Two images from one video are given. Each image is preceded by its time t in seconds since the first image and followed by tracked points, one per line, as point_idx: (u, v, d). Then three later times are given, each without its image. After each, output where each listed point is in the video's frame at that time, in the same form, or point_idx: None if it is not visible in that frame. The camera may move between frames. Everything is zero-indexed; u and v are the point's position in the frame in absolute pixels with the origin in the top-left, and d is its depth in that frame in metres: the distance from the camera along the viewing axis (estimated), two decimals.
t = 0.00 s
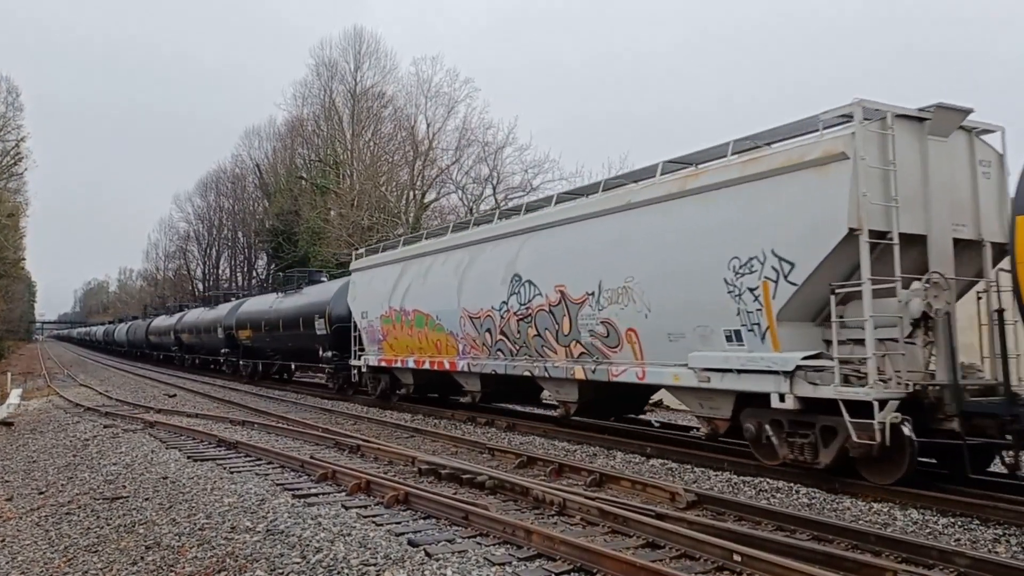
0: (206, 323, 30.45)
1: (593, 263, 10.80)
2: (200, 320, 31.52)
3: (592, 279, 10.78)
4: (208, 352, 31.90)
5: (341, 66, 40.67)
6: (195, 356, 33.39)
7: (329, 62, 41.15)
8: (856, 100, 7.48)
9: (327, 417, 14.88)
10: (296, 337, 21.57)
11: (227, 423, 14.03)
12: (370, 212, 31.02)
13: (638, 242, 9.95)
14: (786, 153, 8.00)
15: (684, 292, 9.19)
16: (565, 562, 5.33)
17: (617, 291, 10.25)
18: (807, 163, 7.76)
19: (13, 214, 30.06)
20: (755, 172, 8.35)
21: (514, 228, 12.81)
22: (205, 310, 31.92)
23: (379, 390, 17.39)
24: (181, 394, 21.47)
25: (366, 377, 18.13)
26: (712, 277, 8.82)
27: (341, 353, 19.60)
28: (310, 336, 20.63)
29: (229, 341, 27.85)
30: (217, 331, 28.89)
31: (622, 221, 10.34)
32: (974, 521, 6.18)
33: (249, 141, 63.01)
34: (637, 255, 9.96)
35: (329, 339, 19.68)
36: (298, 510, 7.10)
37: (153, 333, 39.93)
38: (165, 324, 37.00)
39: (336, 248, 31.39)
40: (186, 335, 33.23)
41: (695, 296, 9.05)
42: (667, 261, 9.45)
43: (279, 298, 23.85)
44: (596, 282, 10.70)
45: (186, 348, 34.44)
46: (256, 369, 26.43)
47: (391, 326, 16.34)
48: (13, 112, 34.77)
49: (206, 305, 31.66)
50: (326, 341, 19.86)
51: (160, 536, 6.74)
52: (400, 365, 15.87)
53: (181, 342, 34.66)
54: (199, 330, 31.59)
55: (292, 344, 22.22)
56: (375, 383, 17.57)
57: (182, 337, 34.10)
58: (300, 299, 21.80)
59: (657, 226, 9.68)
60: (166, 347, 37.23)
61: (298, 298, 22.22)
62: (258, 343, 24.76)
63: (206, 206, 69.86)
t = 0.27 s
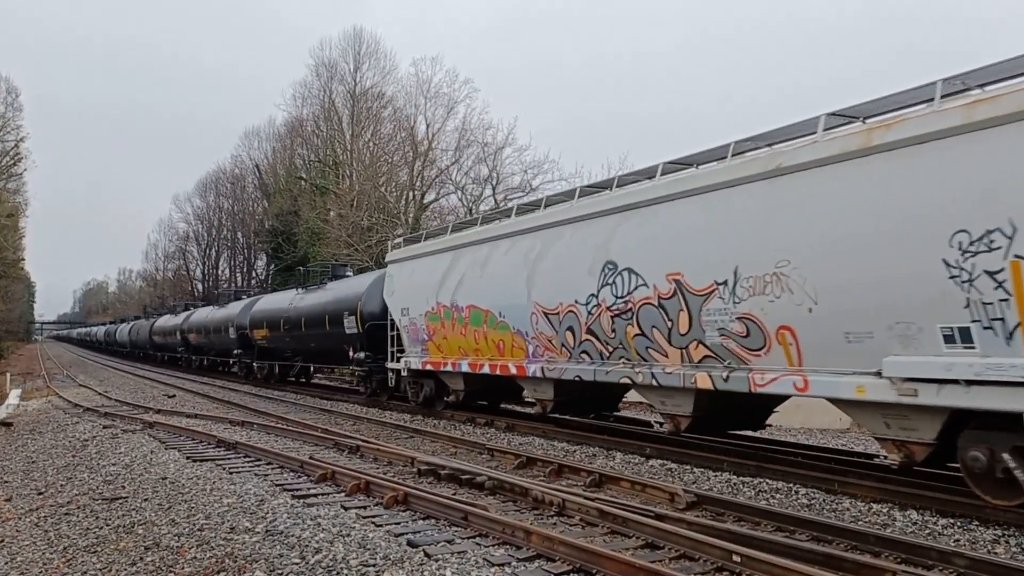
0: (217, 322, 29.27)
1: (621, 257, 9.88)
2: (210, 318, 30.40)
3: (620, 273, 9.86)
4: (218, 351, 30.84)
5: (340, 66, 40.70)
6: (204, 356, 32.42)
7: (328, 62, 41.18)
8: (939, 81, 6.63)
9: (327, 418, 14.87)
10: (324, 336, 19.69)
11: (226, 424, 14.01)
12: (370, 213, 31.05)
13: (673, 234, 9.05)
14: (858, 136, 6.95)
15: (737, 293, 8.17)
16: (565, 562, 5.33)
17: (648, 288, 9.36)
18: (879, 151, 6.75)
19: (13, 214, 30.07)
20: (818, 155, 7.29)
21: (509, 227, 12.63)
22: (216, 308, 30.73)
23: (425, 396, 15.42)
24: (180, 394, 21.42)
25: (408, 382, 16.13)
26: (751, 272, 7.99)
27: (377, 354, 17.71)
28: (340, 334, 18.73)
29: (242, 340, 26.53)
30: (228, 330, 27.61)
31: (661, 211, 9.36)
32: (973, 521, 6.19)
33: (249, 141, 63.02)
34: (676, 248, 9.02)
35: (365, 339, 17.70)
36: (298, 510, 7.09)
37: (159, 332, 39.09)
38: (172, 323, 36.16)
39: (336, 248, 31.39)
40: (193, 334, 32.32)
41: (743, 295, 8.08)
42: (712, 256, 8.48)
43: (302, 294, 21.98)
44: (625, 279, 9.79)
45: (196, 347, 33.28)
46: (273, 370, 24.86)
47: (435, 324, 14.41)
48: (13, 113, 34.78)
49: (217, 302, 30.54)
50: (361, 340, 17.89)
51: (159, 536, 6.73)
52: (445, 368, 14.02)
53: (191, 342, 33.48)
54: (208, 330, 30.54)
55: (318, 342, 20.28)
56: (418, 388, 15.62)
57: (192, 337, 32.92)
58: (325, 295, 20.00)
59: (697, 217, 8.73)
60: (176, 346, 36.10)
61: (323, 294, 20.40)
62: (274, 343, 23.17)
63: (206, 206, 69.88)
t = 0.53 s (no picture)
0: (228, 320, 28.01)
1: (629, 256, 9.67)
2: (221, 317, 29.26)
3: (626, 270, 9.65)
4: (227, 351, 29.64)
5: (340, 66, 40.70)
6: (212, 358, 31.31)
7: (327, 63, 41.17)
8: (941, 81, 6.65)
9: (327, 418, 14.83)
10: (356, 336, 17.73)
11: (226, 425, 13.99)
12: (369, 214, 31.02)
13: (684, 232, 8.86)
14: (893, 126, 6.66)
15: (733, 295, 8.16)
16: (564, 563, 5.33)
17: (656, 286, 9.15)
18: (899, 147, 6.61)
19: (12, 215, 30.05)
20: (852, 147, 7.01)
21: (504, 229, 12.62)
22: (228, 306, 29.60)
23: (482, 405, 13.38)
24: (179, 395, 21.36)
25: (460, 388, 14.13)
26: (760, 265, 7.86)
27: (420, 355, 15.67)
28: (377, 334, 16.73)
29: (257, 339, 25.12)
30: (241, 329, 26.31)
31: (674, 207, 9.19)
32: (973, 521, 6.18)
33: (249, 142, 63.00)
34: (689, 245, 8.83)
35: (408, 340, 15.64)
36: (297, 511, 7.08)
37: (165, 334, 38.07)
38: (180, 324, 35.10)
39: (335, 249, 31.36)
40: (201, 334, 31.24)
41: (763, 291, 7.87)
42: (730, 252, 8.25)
43: (327, 291, 20.10)
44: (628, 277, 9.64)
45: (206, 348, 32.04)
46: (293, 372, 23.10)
47: (497, 323, 12.43)
48: (13, 113, 34.77)
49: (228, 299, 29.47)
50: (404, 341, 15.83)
51: (158, 537, 6.72)
52: (508, 373, 12.06)
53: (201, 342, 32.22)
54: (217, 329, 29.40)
55: (349, 342, 18.25)
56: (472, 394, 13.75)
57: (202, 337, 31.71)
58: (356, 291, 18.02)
59: (713, 211, 8.53)
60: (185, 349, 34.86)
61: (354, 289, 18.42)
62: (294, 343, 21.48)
63: (205, 207, 69.83)
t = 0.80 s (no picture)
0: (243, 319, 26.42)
1: (629, 251, 9.52)
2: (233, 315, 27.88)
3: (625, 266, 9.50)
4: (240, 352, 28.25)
5: (340, 67, 40.71)
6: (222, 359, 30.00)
7: (327, 64, 41.19)
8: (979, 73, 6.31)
9: (326, 419, 14.81)
10: (393, 336, 15.97)
11: (225, 425, 13.97)
12: (369, 214, 31.02)
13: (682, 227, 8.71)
14: (894, 126, 6.48)
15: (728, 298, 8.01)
16: (564, 563, 5.32)
17: (655, 286, 8.99)
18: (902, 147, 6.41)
19: (12, 216, 30.04)
20: (852, 146, 6.81)
21: (506, 230, 12.56)
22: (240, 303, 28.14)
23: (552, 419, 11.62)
24: (179, 396, 21.33)
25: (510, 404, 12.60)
26: (756, 267, 7.69)
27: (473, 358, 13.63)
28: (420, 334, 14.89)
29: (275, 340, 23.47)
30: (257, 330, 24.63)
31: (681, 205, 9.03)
32: (972, 522, 6.18)
33: (249, 143, 63.03)
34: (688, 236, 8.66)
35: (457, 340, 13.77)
36: (296, 512, 7.07)
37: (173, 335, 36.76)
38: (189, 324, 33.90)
39: (335, 250, 31.33)
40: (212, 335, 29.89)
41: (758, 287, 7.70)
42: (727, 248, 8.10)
43: (359, 286, 18.29)
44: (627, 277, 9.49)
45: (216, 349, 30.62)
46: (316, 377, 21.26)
47: (583, 319, 10.31)
48: (13, 114, 34.76)
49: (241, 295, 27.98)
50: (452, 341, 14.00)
51: (157, 538, 6.71)
52: (597, 381, 9.98)
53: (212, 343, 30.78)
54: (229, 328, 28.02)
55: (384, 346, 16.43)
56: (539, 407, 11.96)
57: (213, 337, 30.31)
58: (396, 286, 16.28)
59: (710, 212, 8.35)
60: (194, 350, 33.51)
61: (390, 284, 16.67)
62: (318, 344, 19.82)
63: (205, 208, 69.82)
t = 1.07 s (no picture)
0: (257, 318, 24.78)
1: (636, 249, 9.55)
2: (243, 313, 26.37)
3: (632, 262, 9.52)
4: (251, 353, 26.72)
5: (339, 68, 40.70)
6: (231, 361, 28.44)
7: (326, 65, 41.20)
8: (952, 78, 6.46)
9: (326, 420, 14.78)
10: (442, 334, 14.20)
11: (224, 426, 13.95)
12: (368, 215, 31.01)
13: (688, 225, 8.74)
14: (893, 127, 6.52)
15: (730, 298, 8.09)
16: (563, 564, 5.32)
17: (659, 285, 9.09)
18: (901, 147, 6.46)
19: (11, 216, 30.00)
20: (854, 146, 6.86)
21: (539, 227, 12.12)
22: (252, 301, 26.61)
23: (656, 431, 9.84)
24: (178, 397, 21.31)
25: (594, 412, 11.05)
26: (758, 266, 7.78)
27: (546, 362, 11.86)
28: (475, 333, 13.19)
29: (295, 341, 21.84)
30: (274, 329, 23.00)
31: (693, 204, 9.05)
32: (972, 523, 6.18)
33: (248, 144, 63.00)
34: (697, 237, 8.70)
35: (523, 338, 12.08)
36: (295, 513, 7.06)
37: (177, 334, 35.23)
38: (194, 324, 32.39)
39: (334, 250, 31.31)
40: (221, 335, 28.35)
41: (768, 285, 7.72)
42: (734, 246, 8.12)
43: (394, 282, 16.54)
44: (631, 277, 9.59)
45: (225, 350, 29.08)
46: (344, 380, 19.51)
47: (712, 312, 8.28)
48: (12, 115, 34.73)
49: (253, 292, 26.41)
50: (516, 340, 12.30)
51: (155, 540, 6.70)
52: (733, 390, 7.99)
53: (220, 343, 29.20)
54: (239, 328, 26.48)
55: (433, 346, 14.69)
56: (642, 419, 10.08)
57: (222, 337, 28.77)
58: (440, 279, 14.54)
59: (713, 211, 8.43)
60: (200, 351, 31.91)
61: (432, 277, 14.96)
62: (347, 343, 18.08)
63: (205, 209, 69.79)
